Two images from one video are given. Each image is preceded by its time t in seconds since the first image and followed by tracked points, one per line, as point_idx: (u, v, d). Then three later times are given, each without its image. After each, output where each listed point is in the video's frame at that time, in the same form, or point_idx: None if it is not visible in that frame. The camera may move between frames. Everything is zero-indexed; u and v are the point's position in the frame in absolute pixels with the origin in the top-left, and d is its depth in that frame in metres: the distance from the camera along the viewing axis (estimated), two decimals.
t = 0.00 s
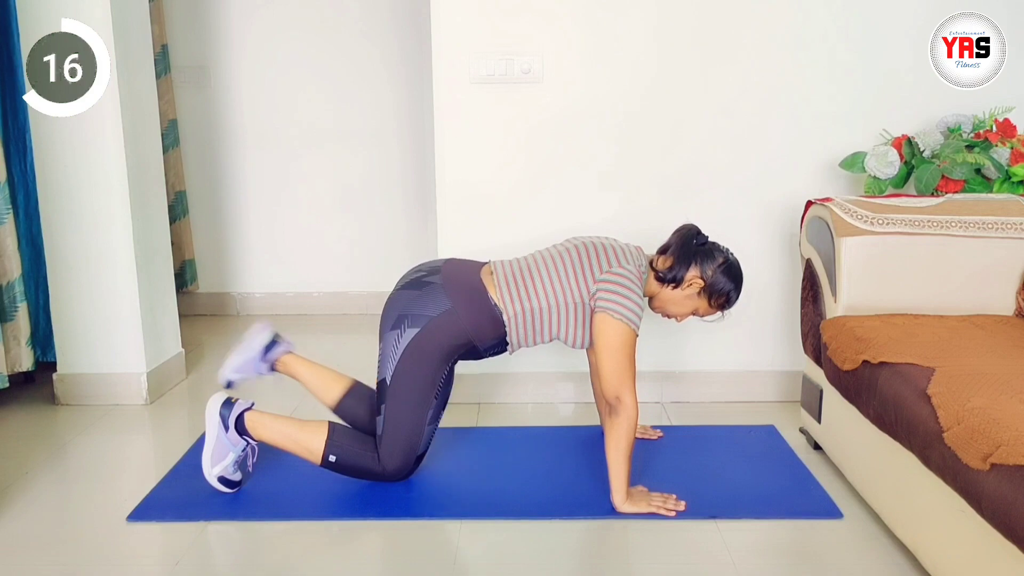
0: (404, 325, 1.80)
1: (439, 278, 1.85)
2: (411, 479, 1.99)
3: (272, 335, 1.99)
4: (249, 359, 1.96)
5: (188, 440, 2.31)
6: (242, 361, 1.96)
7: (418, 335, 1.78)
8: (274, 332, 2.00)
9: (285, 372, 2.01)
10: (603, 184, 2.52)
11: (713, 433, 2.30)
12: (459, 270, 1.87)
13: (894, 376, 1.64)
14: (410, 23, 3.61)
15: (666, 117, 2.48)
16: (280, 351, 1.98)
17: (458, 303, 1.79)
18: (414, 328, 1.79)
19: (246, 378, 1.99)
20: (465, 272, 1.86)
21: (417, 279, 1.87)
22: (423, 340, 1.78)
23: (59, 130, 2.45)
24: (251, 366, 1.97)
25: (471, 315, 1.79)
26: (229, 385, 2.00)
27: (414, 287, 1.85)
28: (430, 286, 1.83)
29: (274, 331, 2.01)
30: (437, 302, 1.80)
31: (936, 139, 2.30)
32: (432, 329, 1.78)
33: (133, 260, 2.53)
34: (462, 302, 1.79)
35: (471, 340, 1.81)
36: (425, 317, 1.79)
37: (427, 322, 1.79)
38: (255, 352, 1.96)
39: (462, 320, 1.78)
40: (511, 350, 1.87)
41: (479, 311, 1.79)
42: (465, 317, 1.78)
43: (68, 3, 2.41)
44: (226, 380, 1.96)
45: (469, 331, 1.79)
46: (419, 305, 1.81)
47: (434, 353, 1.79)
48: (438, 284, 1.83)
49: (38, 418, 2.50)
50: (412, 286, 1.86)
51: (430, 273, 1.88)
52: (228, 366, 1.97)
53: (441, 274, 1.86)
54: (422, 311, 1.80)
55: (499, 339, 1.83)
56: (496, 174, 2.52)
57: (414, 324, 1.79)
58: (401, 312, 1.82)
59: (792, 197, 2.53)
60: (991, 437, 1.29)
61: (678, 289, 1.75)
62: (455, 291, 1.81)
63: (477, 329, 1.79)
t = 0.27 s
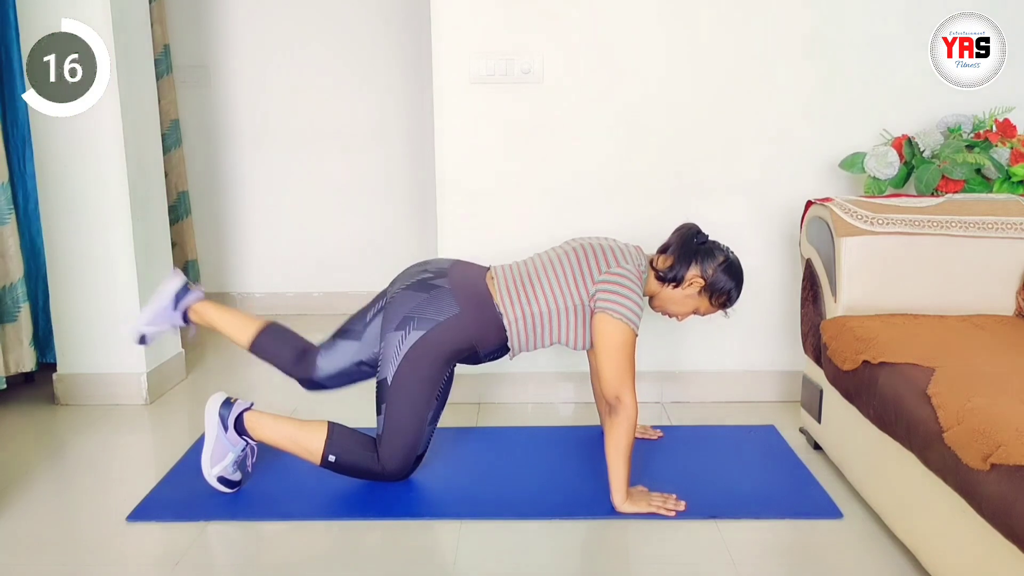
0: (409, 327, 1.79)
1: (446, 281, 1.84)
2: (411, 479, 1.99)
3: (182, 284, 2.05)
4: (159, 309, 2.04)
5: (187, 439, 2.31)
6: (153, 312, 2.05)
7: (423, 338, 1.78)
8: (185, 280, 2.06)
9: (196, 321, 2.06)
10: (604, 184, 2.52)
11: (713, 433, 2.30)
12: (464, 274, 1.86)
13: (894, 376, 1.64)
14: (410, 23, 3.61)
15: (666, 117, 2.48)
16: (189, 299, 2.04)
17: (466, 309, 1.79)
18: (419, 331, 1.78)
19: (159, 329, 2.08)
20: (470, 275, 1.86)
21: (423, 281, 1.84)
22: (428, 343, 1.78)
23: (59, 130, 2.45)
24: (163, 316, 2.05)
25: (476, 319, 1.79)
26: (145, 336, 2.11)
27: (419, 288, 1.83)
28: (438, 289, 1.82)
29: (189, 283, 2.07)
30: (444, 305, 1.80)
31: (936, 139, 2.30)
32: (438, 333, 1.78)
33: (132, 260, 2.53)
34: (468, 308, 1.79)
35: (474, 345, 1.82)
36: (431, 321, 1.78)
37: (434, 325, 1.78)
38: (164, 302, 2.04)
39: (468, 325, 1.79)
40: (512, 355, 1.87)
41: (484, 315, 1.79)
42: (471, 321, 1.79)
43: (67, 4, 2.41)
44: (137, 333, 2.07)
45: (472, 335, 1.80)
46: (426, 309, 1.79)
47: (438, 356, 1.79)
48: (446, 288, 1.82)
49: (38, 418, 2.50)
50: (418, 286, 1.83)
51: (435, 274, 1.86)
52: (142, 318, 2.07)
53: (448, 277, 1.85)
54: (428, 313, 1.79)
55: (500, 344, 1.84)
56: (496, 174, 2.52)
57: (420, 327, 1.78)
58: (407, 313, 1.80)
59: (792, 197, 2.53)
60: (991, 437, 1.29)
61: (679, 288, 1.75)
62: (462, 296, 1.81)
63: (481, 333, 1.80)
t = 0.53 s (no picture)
0: (416, 328, 1.78)
1: (455, 286, 1.84)
2: (411, 479, 1.99)
3: (139, 241, 1.98)
4: (121, 270, 1.97)
5: (187, 440, 2.30)
6: (116, 274, 1.97)
7: (427, 341, 1.78)
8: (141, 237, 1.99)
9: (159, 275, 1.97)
10: (604, 184, 2.52)
11: (713, 433, 2.30)
12: (473, 279, 1.86)
13: (894, 376, 1.64)
14: (410, 23, 3.61)
15: (666, 117, 2.48)
16: (147, 253, 1.96)
17: (473, 316, 1.79)
18: (423, 333, 1.78)
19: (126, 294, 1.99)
20: (478, 281, 1.86)
21: (432, 282, 1.84)
22: (432, 346, 1.78)
23: (59, 130, 2.45)
24: (125, 277, 1.97)
25: (480, 324, 1.79)
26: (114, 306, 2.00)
27: (428, 290, 1.82)
28: (447, 293, 1.82)
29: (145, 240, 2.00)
30: (450, 309, 1.80)
31: (936, 139, 2.30)
32: (443, 337, 1.78)
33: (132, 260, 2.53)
34: (473, 313, 1.80)
35: (475, 351, 1.82)
36: (438, 324, 1.78)
37: (441, 329, 1.78)
38: (123, 261, 1.96)
39: (472, 330, 1.79)
40: (513, 362, 1.87)
41: (489, 321, 1.80)
42: (475, 326, 1.79)
43: (67, 4, 2.41)
44: (104, 300, 1.97)
45: (475, 340, 1.80)
46: (433, 312, 1.79)
47: (441, 360, 1.79)
48: (455, 293, 1.82)
49: (38, 418, 2.50)
50: (427, 288, 1.83)
51: (445, 278, 1.86)
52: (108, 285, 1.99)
53: (457, 282, 1.85)
54: (434, 316, 1.79)
55: (500, 351, 1.84)
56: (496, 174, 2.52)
57: (426, 329, 1.78)
58: (415, 313, 1.79)
59: (792, 197, 2.53)
60: (991, 437, 1.29)
61: (677, 287, 1.75)
62: (470, 302, 1.81)
63: (484, 338, 1.80)
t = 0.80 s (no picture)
0: (417, 329, 1.78)
1: (457, 287, 1.84)
2: (411, 479, 1.99)
3: (137, 220, 1.96)
4: (119, 250, 1.96)
5: (187, 440, 2.31)
6: (113, 253, 1.97)
7: (428, 341, 1.78)
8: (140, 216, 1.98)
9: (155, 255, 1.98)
10: (604, 185, 2.52)
11: (713, 433, 2.30)
12: (475, 281, 1.87)
13: (894, 377, 1.64)
14: (410, 23, 3.61)
15: (666, 117, 2.48)
16: (147, 235, 1.96)
17: (474, 317, 1.80)
18: (425, 333, 1.78)
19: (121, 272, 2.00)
20: (481, 283, 1.86)
21: (434, 283, 1.84)
22: (434, 346, 1.78)
23: (59, 130, 2.45)
24: (122, 256, 1.97)
25: (481, 325, 1.80)
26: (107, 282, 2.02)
27: (429, 291, 1.82)
28: (449, 294, 1.82)
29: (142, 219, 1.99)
30: (451, 309, 1.80)
31: (936, 139, 2.30)
32: (444, 337, 1.78)
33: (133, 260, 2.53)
34: (475, 315, 1.80)
35: (476, 352, 1.82)
36: (439, 325, 1.78)
37: (442, 330, 1.78)
38: (121, 241, 1.96)
39: (473, 331, 1.79)
40: (512, 364, 1.87)
41: (490, 322, 1.80)
42: (476, 327, 1.79)
43: (67, 4, 2.41)
44: (98, 278, 1.97)
45: (475, 341, 1.80)
46: (435, 313, 1.79)
47: (442, 361, 1.79)
48: (457, 295, 1.82)
49: (38, 418, 2.50)
50: (429, 289, 1.83)
51: (446, 279, 1.86)
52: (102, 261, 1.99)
53: (459, 284, 1.85)
54: (435, 317, 1.79)
55: (500, 353, 1.84)
56: (496, 174, 2.52)
57: (427, 330, 1.78)
58: (417, 314, 1.79)
59: (792, 197, 2.53)
60: (991, 437, 1.29)
61: (676, 286, 1.75)
62: (472, 303, 1.81)
63: (485, 340, 1.80)
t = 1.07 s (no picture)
0: (417, 329, 1.78)
1: (456, 287, 1.84)
2: (411, 479, 1.99)
3: (132, 231, 1.99)
4: (116, 261, 1.98)
5: (187, 440, 2.31)
6: (111, 265, 1.99)
7: (427, 342, 1.78)
8: (135, 228, 2.00)
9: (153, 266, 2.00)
10: (603, 184, 2.52)
11: (712, 433, 2.30)
12: (474, 282, 1.86)
13: (894, 377, 1.64)
14: (410, 23, 3.61)
15: (666, 117, 2.48)
16: (142, 245, 1.98)
17: (474, 318, 1.80)
18: (424, 334, 1.78)
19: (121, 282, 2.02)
20: (481, 284, 1.86)
21: (433, 284, 1.84)
22: (433, 347, 1.78)
23: (59, 130, 2.45)
24: (120, 268, 1.99)
25: (480, 326, 1.80)
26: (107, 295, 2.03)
27: (428, 292, 1.82)
28: (448, 295, 1.82)
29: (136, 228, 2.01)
30: (450, 310, 1.80)
31: (936, 139, 2.30)
32: (443, 338, 1.78)
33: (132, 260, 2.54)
34: (474, 315, 1.80)
35: (475, 353, 1.82)
36: (439, 326, 1.78)
37: (441, 331, 1.78)
38: (119, 253, 1.98)
39: (473, 332, 1.79)
40: (512, 364, 1.87)
41: (489, 323, 1.80)
42: (475, 328, 1.79)
43: (67, 4, 2.41)
44: (97, 290, 1.98)
45: (474, 341, 1.80)
46: (434, 313, 1.79)
47: (441, 361, 1.79)
48: (456, 295, 1.82)
49: (38, 418, 2.50)
50: (427, 290, 1.83)
51: (445, 279, 1.86)
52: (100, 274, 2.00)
53: (458, 284, 1.85)
54: (434, 317, 1.79)
55: (499, 354, 1.84)
56: (496, 174, 2.52)
57: (427, 330, 1.78)
58: (415, 314, 1.79)
59: (792, 197, 2.53)
60: (991, 437, 1.29)
61: (675, 285, 1.75)
62: (472, 304, 1.81)
63: (484, 341, 1.80)
